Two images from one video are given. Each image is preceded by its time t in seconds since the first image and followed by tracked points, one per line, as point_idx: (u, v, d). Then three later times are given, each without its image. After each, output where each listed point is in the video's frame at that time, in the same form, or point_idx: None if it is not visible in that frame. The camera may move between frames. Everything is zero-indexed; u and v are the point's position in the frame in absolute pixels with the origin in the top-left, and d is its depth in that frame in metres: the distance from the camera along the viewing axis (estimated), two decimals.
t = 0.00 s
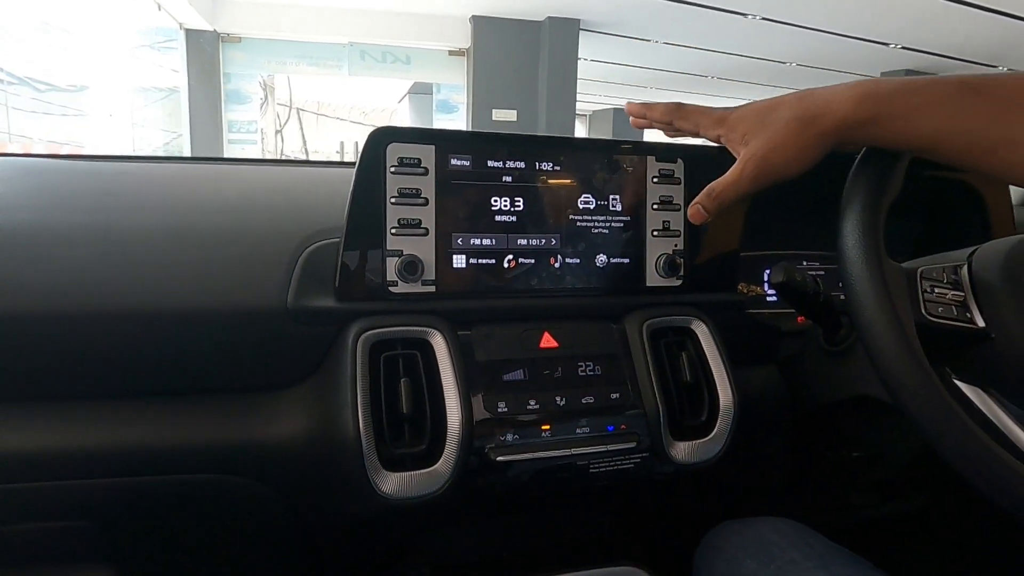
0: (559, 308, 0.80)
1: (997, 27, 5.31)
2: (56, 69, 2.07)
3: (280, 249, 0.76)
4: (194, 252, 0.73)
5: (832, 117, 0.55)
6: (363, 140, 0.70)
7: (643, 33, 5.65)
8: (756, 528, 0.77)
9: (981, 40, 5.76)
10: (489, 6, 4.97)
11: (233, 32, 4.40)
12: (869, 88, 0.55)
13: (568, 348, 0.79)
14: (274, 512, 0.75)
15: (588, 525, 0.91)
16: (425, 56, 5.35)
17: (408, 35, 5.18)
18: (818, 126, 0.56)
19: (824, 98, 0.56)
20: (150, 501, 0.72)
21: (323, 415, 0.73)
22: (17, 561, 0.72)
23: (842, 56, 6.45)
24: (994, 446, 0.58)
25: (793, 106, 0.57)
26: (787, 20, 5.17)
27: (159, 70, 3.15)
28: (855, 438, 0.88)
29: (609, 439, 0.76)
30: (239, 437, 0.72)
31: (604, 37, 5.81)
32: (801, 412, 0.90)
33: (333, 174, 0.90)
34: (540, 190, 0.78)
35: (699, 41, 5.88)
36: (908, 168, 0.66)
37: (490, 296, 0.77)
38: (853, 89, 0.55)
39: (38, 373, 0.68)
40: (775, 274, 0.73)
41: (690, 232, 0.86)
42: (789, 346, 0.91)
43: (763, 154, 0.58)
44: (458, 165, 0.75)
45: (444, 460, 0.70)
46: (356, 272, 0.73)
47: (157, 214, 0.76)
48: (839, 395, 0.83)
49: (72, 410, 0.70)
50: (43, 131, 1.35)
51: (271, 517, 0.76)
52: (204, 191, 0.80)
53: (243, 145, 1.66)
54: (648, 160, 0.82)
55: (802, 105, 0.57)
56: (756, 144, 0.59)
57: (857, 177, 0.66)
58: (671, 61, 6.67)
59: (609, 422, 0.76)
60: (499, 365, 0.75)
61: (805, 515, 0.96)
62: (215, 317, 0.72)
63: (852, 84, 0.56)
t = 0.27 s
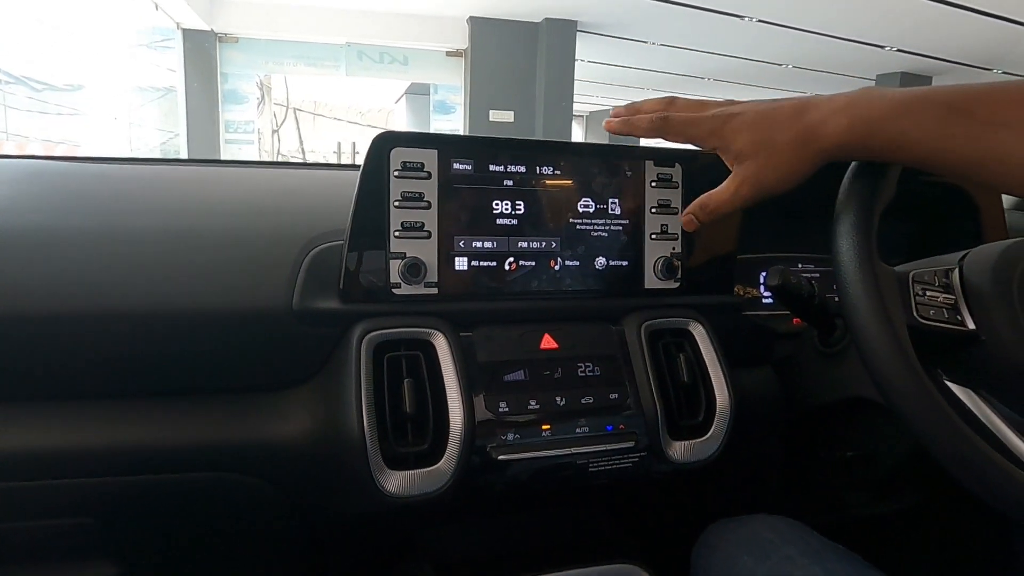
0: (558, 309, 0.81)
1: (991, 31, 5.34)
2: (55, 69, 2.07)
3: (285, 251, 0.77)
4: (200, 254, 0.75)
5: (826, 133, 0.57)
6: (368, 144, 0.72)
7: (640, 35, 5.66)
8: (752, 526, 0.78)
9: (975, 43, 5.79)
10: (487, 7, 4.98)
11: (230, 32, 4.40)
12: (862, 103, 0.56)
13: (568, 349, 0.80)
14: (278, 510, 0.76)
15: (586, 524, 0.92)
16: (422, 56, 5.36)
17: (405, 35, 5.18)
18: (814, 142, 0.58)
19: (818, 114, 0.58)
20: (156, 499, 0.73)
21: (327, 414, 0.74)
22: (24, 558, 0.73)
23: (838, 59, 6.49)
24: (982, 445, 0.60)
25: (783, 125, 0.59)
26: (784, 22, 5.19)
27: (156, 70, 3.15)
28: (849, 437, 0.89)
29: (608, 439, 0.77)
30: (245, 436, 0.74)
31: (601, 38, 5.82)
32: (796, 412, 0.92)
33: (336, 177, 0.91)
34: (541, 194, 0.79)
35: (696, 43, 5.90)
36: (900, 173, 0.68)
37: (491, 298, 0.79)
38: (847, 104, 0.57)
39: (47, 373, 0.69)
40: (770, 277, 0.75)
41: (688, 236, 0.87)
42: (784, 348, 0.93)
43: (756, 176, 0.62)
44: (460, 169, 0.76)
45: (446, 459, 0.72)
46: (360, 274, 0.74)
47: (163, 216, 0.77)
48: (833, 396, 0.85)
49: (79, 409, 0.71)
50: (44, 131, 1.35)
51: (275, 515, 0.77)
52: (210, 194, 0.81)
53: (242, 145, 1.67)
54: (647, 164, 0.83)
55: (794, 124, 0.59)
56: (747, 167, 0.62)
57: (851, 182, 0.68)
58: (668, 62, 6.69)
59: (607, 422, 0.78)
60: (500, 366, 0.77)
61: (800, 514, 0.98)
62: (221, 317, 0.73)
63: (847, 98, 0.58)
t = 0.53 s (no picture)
0: (557, 305, 0.82)
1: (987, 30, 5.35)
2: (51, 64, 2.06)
3: (286, 247, 0.78)
4: (202, 249, 0.75)
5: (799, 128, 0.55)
6: (370, 140, 0.73)
7: (638, 33, 5.66)
8: (747, 519, 0.80)
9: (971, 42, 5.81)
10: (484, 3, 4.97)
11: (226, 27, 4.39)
12: (817, 93, 0.55)
13: (567, 344, 0.81)
14: (279, 502, 0.77)
15: (583, 517, 0.93)
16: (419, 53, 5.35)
17: (402, 31, 5.17)
18: (785, 141, 0.55)
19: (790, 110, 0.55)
20: (159, 491, 0.74)
21: (328, 408, 0.75)
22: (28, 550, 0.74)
23: (834, 57, 6.50)
24: (972, 439, 0.61)
25: (746, 120, 0.56)
26: (780, 20, 5.19)
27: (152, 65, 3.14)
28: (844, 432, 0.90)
29: (606, 432, 0.78)
30: (247, 429, 0.75)
31: (598, 35, 5.81)
32: (792, 407, 0.93)
33: (338, 173, 0.92)
34: (541, 190, 0.80)
35: (693, 40, 5.90)
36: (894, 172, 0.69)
37: (491, 293, 0.80)
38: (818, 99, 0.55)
39: (51, 366, 0.70)
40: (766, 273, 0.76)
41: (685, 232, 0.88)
42: (780, 343, 0.94)
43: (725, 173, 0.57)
44: (461, 166, 0.77)
45: (447, 452, 0.73)
46: (361, 270, 0.75)
47: (165, 212, 0.77)
48: (828, 391, 0.86)
49: (83, 402, 0.72)
50: (42, 126, 1.35)
51: (277, 508, 0.78)
52: (212, 190, 0.82)
53: (240, 140, 1.67)
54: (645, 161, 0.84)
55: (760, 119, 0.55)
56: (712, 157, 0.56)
57: (845, 179, 0.69)
58: (665, 60, 6.69)
59: (605, 416, 0.79)
60: (500, 361, 0.78)
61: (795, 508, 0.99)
62: (223, 312, 0.74)
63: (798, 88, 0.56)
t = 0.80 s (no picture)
0: (560, 310, 0.79)
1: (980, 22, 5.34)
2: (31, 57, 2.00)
3: (276, 252, 0.74)
4: (188, 255, 0.72)
5: (783, 411, 0.34)
6: (364, 140, 0.69)
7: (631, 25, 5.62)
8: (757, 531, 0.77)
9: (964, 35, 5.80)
10: None
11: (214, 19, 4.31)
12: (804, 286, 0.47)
13: (570, 351, 0.78)
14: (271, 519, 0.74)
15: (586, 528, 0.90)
16: (411, 45, 5.28)
17: (394, 23, 5.11)
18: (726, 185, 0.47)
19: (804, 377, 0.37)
20: (146, 509, 0.71)
21: (322, 421, 0.72)
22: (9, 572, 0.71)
23: (828, 49, 6.48)
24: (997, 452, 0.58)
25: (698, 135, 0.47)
26: (775, 12, 5.16)
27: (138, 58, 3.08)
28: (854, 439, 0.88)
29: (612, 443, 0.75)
30: (236, 444, 0.71)
31: (591, 27, 5.76)
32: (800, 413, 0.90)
33: (329, 173, 0.88)
34: (543, 191, 0.77)
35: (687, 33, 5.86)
36: (912, 173, 0.66)
37: (491, 299, 0.76)
38: (810, 367, 0.38)
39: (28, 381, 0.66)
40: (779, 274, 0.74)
41: (691, 234, 0.85)
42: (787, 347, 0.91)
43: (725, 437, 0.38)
44: (459, 166, 0.73)
45: (447, 466, 0.70)
46: (356, 276, 0.72)
47: (149, 216, 0.74)
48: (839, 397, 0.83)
49: (62, 418, 0.68)
50: (20, 122, 1.30)
51: (270, 524, 0.75)
52: (196, 192, 0.78)
53: (227, 136, 1.62)
54: (649, 161, 0.81)
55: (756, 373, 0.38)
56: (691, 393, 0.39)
57: (862, 180, 0.66)
58: (659, 52, 6.65)
59: (611, 426, 0.76)
60: (501, 370, 0.74)
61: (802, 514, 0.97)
62: (210, 321, 0.70)
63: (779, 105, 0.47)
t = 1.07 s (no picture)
0: (558, 312, 0.79)
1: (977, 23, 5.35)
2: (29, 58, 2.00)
3: (273, 255, 0.74)
4: (185, 258, 0.72)
5: (621, 393, 0.44)
6: (360, 142, 0.69)
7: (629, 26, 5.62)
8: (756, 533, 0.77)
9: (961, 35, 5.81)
10: None
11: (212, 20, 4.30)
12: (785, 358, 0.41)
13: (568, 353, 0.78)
14: (268, 522, 0.74)
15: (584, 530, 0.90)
16: (409, 46, 5.28)
17: (392, 24, 5.10)
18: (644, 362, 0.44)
19: (647, 365, 0.44)
20: (143, 513, 0.70)
21: (319, 424, 0.71)
22: None
23: (826, 49, 6.48)
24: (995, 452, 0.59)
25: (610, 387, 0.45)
26: (773, 12, 5.16)
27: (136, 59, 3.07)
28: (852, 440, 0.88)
29: (611, 446, 0.74)
30: (233, 448, 0.71)
31: (590, 28, 5.76)
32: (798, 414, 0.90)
33: (326, 176, 0.88)
34: (540, 193, 0.77)
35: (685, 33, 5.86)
36: (908, 174, 0.66)
37: (489, 302, 0.76)
38: (659, 357, 0.45)
39: (23, 386, 0.66)
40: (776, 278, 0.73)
41: (689, 235, 0.85)
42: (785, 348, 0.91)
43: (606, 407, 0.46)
44: (456, 169, 0.73)
45: (445, 469, 0.70)
46: (352, 279, 0.72)
47: (145, 219, 0.73)
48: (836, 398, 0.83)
49: (58, 423, 0.68)
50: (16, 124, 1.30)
51: (267, 527, 0.74)
52: (192, 195, 0.78)
53: (224, 137, 1.62)
54: (647, 162, 0.81)
55: (622, 364, 0.46)
56: (573, 366, 0.52)
57: (859, 181, 0.66)
58: (657, 53, 6.66)
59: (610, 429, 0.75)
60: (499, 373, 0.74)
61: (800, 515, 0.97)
62: (206, 325, 0.70)
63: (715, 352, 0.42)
